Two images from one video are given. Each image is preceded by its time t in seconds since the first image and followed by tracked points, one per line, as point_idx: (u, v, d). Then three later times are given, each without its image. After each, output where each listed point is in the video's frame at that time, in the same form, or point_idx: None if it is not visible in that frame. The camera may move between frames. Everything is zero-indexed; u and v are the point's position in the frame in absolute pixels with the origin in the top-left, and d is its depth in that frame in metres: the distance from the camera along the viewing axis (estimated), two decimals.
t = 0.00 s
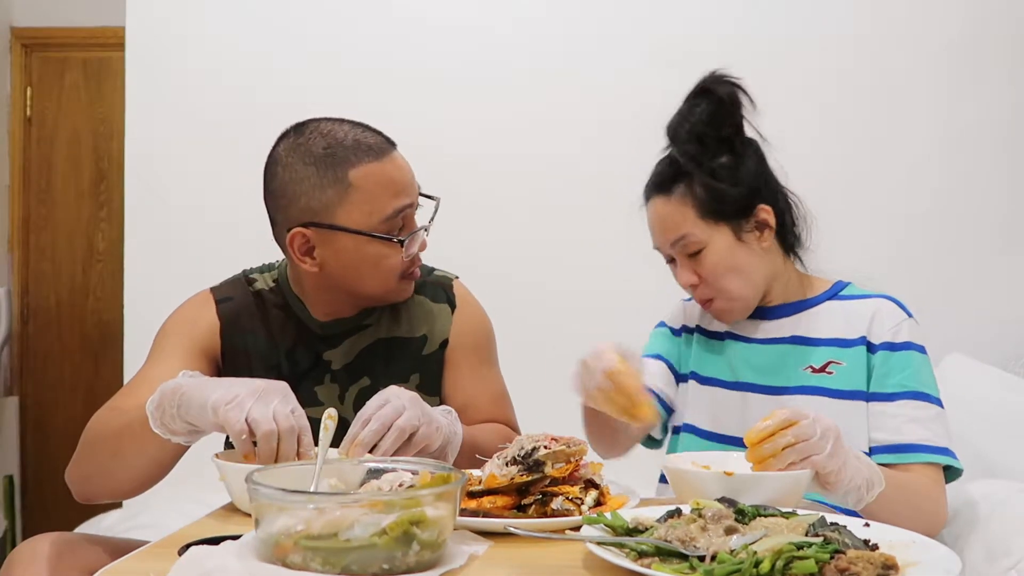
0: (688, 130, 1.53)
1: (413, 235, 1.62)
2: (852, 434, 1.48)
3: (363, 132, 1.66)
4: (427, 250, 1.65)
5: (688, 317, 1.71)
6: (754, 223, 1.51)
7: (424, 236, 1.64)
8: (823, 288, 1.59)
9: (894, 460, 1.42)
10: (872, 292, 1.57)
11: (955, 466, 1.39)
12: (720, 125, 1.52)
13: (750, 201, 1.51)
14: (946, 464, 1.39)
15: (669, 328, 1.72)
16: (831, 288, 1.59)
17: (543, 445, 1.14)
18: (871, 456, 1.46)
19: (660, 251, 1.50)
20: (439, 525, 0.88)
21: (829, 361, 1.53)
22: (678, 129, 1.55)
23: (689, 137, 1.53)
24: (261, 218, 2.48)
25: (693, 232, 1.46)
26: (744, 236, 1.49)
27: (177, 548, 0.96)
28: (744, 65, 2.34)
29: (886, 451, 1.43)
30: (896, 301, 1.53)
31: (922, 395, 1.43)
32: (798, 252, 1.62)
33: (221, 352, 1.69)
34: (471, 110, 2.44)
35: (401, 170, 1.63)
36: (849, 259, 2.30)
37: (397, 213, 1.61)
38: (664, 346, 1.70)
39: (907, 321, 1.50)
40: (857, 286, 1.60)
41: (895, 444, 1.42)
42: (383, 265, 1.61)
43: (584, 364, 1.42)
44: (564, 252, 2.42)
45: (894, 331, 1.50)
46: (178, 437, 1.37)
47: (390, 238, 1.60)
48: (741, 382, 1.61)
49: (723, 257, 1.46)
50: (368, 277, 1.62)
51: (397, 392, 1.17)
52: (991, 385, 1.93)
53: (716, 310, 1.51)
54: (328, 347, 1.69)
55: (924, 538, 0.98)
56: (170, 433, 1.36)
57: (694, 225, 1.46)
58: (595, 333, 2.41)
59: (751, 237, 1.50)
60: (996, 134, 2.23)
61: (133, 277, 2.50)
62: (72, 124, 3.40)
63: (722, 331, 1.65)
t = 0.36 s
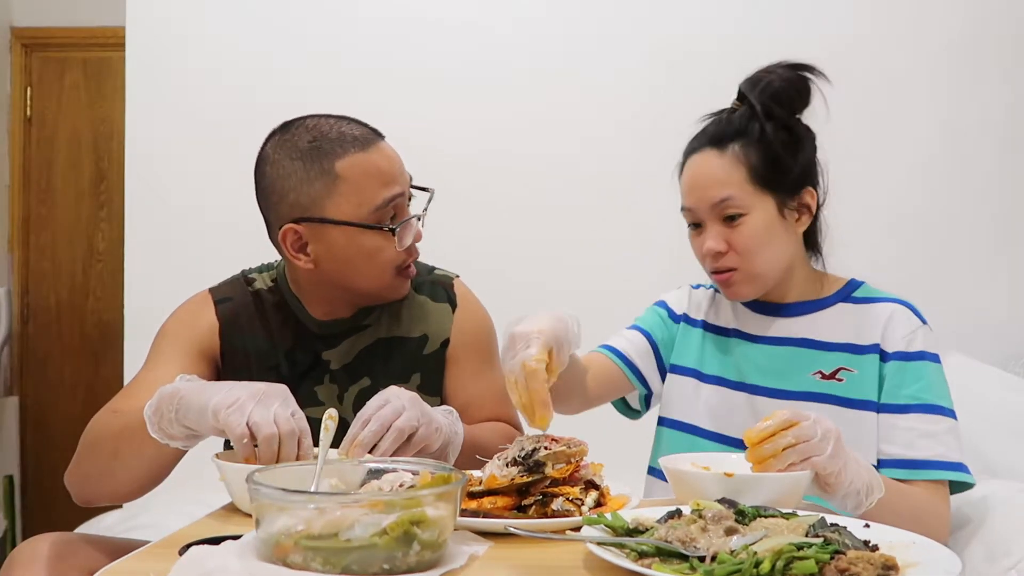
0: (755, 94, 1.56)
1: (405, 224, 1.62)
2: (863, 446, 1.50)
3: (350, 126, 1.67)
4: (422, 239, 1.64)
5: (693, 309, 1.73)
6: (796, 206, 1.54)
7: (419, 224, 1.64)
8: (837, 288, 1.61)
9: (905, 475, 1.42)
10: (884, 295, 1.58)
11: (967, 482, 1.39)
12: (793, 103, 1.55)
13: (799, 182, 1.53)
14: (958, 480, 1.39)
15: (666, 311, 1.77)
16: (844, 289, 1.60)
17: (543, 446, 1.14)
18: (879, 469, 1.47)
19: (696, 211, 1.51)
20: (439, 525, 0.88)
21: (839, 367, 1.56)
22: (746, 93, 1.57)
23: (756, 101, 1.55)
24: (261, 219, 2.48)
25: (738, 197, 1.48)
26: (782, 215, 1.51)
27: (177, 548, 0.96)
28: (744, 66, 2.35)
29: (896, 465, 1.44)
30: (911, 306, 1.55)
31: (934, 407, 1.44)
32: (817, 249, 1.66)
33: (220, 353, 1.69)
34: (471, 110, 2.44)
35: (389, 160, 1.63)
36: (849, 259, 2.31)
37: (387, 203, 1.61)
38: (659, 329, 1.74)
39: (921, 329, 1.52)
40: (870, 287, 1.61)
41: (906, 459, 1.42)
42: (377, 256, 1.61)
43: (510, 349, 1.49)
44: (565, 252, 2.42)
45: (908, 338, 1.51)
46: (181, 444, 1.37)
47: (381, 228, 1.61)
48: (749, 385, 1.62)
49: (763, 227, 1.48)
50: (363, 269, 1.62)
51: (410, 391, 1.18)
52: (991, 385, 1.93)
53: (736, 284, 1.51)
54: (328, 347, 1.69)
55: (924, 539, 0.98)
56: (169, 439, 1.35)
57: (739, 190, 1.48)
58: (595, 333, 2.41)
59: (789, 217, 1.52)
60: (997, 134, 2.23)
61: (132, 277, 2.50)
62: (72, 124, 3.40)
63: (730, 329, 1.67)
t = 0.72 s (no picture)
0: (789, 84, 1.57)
1: (324, 240, 1.48)
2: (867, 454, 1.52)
3: (352, 122, 1.56)
4: (342, 266, 1.48)
5: (694, 306, 1.74)
6: (817, 201, 1.54)
7: (344, 248, 1.48)
8: (844, 288, 1.62)
9: (911, 485, 1.44)
10: (890, 295, 1.59)
11: (976, 489, 1.40)
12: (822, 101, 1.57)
13: (820, 178, 1.54)
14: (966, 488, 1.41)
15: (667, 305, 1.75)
16: (851, 289, 1.61)
17: (543, 446, 1.14)
18: (884, 477, 1.49)
19: (715, 197, 1.50)
20: (440, 525, 0.88)
21: (845, 372, 1.56)
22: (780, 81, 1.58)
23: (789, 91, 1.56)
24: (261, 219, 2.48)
25: (760, 186, 1.48)
26: (803, 208, 1.52)
27: (178, 548, 0.96)
28: (744, 66, 2.35)
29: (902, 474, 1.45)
30: (919, 309, 1.55)
31: (941, 413, 1.46)
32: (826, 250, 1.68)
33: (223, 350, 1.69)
34: (472, 110, 2.44)
35: (351, 173, 1.48)
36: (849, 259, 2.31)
37: (314, 212, 1.48)
38: (657, 324, 1.72)
39: (930, 332, 1.52)
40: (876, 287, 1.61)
41: (913, 468, 1.44)
42: (291, 256, 1.52)
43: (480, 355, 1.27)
44: (565, 252, 2.42)
45: (916, 343, 1.52)
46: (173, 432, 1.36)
47: (295, 233, 1.49)
48: (751, 388, 1.62)
49: (782, 219, 1.48)
50: (285, 261, 1.56)
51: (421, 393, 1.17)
52: (992, 385, 1.93)
53: (749, 274, 1.51)
54: (324, 347, 1.69)
55: (925, 539, 0.98)
56: (166, 429, 1.34)
57: (762, 180, 1.49)
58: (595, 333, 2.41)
59: (809, 212, 1.53)
60: (997, 134, 2.23)
61: (132, 277, 2.50)
62: (72, 124, 3.40)
63: (733, 330, 1.67)
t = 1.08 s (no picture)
0: (799, 81, 1.58)
1: (332, 241, 1.48)
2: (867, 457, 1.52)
3: (381, 128, 1.53)
4: (343, 269, 1.48)
5: (691, 309, 1.73)
6: (828, 200, 1.55)
7: (348, 254, 1.47)
8: (848, 288, 1.62)
9: (910, 492, 1.46)
10: (892, 298, 1.59)
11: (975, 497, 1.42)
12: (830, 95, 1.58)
13: (832, 176, 1.55)
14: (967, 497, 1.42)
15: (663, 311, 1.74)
16: (853, 292, 1.61)
17: (543, 447, 1.14)
18: (883, 483, 1.51)
19: (727, 198, 1.49)
20: (440, 525, 0.88)
21: (846, 379, 1.56)
22: (790, 77, 1.59)
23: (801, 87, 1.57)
24: (261, 218, 2.49)
25: (774, 187, 1.48)
26: (815, 207, 1.52)
27: (178, 548, 0.96)
28: (744, 66, 2.35)
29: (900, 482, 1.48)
30: (922, 313, 1.55)
31: (942, 421, 1.47)
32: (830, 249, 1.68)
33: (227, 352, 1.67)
34: (472, 110, 2.44)
35: (369, 182, 1.46)
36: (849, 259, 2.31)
37: (324, 211, 1.47)
38: (653, 333, 1.72)
39: (932, 338, 1.54)
40: (878, 289, 1.62)
41: (911, 476, 1.46)
42: (298, 248, 1.52)
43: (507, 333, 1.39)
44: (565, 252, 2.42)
45: (919, 351, 1.53)
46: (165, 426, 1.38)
47: (306, 228, 1.49)
48: (752, 393, 1.62)
49: (796, 220, 1.49)
50: (292, 250, 1.55)
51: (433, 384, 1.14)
52: (992, 385, 1.93)
53: (761, 276, 1.51)
54: (330, 349, 1.68)
55: (925, 540, 0.98)
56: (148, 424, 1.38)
57: (777, 181, 1.48)
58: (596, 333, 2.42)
59: (821, 211, 1.53)
60: (997, 134, 2.23)
61: (132, 277, 2.50)
62: (72, 123, 3.40)
63: (733, 334, 1.67)
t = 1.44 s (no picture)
0: (802, 80, 1.58)
1: (341, 244, 1.48)
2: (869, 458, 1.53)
3: (399, 136, 1.54)
4: (348, 274, 1.47)
5: (689, 314, 1.72)
6: (832, 201, 1.56)
7: (356, 259, 1.47)
8: (853, 288, 1.63)
9: (911, 495, 1.47)
10: (897, 300, 1.60)
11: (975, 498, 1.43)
12: (832, 95, 1.58)
13: (836, 177, 1.55)
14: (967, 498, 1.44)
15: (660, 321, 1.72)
16: (857, 293, 1.61)
17: (543, 447, 1.14)
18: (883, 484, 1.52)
19: (732, 200, 1.49)
20: (440, 524, 0.88)
21: (851, 381, 1.57)
22: (792, 75, 1.59)
23: (805, 86, 1.57)
24: (261, 219, 2.49)
25: (780, 189, 1.48)
26: (819, 208, 1.53)
27: (178, 548, 0.96)
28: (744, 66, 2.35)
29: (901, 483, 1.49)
30: (927, 315, 1.56)
31: (945, 423, 1.48)
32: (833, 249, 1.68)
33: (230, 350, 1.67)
34: (472, 111, 2.44)
35: (383, 190, 1.46)
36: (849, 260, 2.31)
37: (334, 215, 1.47)
38: (652, 343, 1.69)
39: (938, 341, 1.54)
40: (882, 290, 1.62)
41: (910, 478, 1.48)
42: (305, 249, 1.51)
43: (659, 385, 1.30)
44: (565, 253, 2.42)
45: (924, 354, 1.54)
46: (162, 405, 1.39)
47: (316, 229, 1.49)
48: (757, 395, 1.62)
49: (800, 222, 1.49)
50: (299, 249, 1.55)
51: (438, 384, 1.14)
52: (992, 385, 1.94)
53: (765, 278, 1.51)
54: (333, 351, 1.67)
55: (924, 539, 0.98)
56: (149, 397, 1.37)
57: (782, 182, 1.48)
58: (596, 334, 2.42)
59: (824, 212, 1.54)
60: (997, 134, 2.23)
61: (132, 278, 2.50)
62: (72, 124, 3.40)
63: (735, 337, 1.67)
